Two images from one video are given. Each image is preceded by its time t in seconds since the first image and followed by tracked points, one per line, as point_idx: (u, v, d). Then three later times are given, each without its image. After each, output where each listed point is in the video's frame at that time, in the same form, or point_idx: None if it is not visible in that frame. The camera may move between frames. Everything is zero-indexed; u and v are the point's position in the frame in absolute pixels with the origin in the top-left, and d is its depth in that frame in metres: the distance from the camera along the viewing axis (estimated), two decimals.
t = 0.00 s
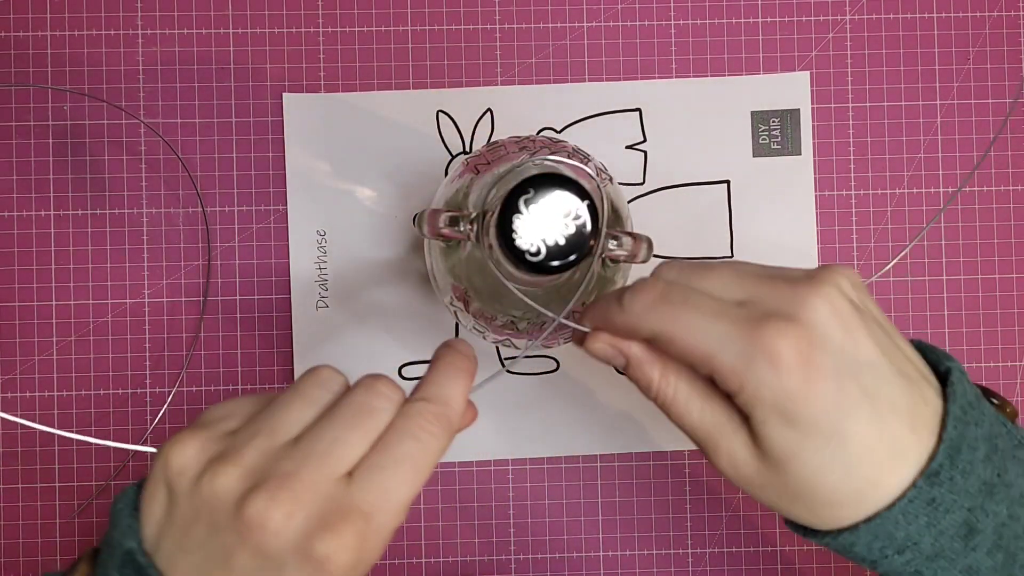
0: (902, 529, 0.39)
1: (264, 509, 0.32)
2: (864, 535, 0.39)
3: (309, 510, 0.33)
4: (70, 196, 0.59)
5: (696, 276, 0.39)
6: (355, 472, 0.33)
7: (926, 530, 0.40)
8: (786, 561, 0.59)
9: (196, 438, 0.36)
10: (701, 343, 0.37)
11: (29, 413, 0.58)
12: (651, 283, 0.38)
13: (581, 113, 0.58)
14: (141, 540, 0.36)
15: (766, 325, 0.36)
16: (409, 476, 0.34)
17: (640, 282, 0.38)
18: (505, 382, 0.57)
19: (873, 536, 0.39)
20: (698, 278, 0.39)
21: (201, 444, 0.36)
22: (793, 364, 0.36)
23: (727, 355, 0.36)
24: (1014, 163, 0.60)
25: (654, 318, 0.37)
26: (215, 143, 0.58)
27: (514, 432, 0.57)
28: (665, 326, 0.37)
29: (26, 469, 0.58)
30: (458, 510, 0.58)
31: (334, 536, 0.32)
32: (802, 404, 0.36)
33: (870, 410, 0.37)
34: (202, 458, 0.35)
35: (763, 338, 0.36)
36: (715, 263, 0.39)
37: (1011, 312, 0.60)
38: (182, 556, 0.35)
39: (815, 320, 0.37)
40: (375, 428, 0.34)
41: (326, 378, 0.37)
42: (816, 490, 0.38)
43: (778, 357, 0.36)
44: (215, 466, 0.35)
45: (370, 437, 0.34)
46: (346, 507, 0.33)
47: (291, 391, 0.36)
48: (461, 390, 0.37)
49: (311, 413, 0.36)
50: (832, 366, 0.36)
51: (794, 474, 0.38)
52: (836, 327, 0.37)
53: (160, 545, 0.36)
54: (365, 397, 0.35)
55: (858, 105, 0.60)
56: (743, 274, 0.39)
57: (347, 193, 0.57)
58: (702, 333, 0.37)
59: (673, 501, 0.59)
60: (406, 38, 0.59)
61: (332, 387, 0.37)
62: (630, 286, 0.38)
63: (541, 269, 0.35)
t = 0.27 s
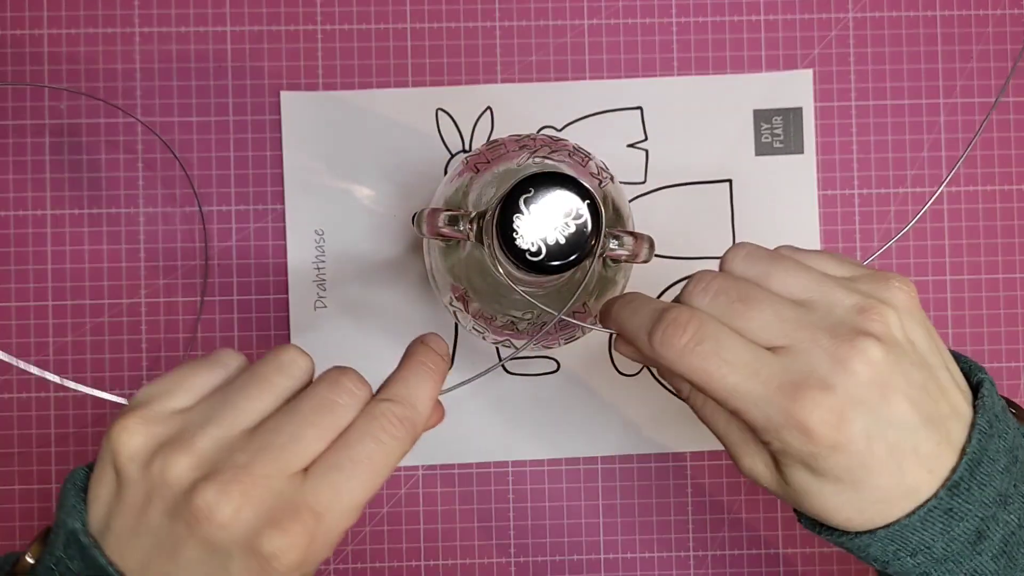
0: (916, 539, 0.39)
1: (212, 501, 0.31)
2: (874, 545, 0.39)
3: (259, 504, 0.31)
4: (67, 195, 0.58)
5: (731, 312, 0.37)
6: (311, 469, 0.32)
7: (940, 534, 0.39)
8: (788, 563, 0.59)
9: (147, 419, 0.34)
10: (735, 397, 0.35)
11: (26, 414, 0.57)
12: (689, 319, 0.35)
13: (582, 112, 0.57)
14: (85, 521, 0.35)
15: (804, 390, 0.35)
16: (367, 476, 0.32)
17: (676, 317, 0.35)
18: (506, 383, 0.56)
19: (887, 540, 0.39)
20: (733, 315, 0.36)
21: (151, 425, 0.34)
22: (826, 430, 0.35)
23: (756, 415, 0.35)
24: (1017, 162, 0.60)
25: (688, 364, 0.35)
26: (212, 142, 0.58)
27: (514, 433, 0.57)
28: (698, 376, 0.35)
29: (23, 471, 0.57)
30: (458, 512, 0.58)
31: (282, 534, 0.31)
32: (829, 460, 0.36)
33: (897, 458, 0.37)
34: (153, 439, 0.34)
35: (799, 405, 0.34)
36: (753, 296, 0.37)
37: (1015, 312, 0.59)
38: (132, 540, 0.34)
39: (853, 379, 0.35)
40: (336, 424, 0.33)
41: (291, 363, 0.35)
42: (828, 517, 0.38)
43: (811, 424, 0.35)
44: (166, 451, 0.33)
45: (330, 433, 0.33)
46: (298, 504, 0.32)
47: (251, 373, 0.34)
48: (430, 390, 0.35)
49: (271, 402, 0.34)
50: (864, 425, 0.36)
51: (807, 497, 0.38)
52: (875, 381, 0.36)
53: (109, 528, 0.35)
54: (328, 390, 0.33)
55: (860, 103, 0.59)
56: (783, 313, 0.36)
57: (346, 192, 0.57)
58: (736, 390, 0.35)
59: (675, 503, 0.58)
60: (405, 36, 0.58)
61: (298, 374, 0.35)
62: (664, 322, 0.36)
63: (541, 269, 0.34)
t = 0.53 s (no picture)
0: (933, 509, 0.40)
1: (181, 449, 0.34)
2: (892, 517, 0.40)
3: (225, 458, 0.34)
4: (67, 195, 0.58)
5: (743, 295, 0.37)
6: (280, 433, 0.34)
7: (955, 503, 0.40)
8: (788, 563, 0.59)
9: (128, 360, 0.36)
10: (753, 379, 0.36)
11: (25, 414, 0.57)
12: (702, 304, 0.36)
13: (582, 112, 0.57)
14: (36, 460, 0.38)
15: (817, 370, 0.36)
16: (332, 447, 0.35)
17: (689, 303, 0.36)
18: (506, 383, 0.57)
19: (905, 511, 0.39)
20: (745, 297, 0.37)
21: (130, 366, 0.36)
22: (841, 407, 0.36)
23: (774, 395, 0.36)
24: (1017, 162, 0.60)
25: (705, 348, 0.36)
26: (212, 142, 0.58)
27: (515, 432, 0.57)
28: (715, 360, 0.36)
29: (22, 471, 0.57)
30: (458, 512, 0.58)
31: (242, 492, 0.34)
32: (845, 435, 0.37)
33: (907, 431, 0.38)
34: (131, 381, 0.36)
35: (816, 384, 0.36)
36: (764, 280, 0.37)
37: (1015, 312, 0.59)
38: (97, 478, 0.37)
39: (865, 356, 0.37)
40: (309, 391, 0.35)
41: (273, 322, 0.36)
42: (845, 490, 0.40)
43: (827, 402, 0.36)
44: (143, 396, 0.35)
45: (303, 398, 0.35)
46: (262, 463, 0.34)
47: (236, 328, 0.36)
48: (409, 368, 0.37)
49: (249, 359, 0.36)
50: (877, 401, 0.37)
51: (827, 474, 0.39)
52: (885, 359, 0.37)
53: (74, 459, 0.37)
54: (306, 357, 0.35)
55: (860, 103, 0.59)
56: (795, 295, 0.37)
57: (346, 192, 0.57)
58: (754, 374, 0.36)
59: (675, 503, 0.58)
60: (405, 36, 0.58)
61: (281, 335, 0.36)
62: (678, 307, 0.36)
63: (543, 269, 0.34)
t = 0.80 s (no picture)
0: (905, 491, 0.40)
1: (174, 427, 0.32)
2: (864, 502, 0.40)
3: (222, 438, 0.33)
4: (67, 195, 0.58)
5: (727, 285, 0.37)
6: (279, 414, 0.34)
7: (926, 484, 0.40)
8: (788, 563, 0.59)
9: (108, 330, 0.34)
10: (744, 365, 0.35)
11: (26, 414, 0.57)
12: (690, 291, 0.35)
13: (582, 112, 0.57)
14: None
15: (806, 355, 0.35)
16: (331, 433, 0.34)
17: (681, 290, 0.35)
18: (505, 383, 0.57)
19: (879, 496, 0.40)
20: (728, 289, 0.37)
21: (115, 338, 0.34)
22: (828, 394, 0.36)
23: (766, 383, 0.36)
24: (1017, 162, 0.60)
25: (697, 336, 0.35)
26: (212, 142, 0.58)
27: (515, 432, 0.57)
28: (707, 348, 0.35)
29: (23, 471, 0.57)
30: (458, 512, 0.58)
31: (235, 475, 0.33)
32: (831, 424, 0.37)
33: (885, 421, 0.38)
34: (111, 355, 0.34)
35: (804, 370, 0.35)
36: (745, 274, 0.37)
37: (1015, 313, 0.59)
38: (61, 464, 0.33)
39: (845, 345, 0.37)
40: (309, 371, 0.35)
41: (267, 300, 0.36)
42: (823, 481, 0.39)
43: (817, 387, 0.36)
44: (128, 369, 0.33)
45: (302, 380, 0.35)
46: (261, 444, 0.33)
47: (229, 302, 0.35)
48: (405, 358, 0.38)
49: (243, 337, 0.35)
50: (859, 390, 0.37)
51: (811, 463, 0.39)
52: (865, 349, 0.37)
53: (31, 442, 0.33)
54: (306, 337, 0.35)
55: (860, 103, 0.59)
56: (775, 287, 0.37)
57: (346, 192, 0.57)
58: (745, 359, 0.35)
59: (675, 503, 0.58)
60: (405, 36, 0.58)
61: (276, 314, 0.36)
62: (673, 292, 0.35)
63: (542, 268, 0.34)
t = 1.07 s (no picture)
0: (923, 498, 0.40)
1: (158, 393, 0.32)
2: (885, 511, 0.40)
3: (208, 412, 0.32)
4: (67, 195, 0.58)
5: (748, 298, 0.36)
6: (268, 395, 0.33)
7: (944, 489, 0.40)
8: (788, 563, 0.59)
9: (98, 298, 0.34)
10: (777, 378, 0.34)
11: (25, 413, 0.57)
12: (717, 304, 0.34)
13: (582, 112, 0.57)
14: None
15: (832, 360, 0.35)
16: (322, 418, 0.33)
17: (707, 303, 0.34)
18: (505, 384, 0.57)
19: (901, 504, 0.40)
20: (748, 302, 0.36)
21: (96, 302, 0.34)
22: (859, 405, 0.35)
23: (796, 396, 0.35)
24: (1017, 162, 0.60)
25: (727, 350, 0.33)
26: (212, 142, 0.58)
27: (515, 432, 0.57)
28: (739, 363, 0.34)
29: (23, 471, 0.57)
30: (458, 512, 0.58)
31: (217, 450, 0.32)
32: (862, 434, 0.36)
33: (908, 426, 0.38)
34: (93, 316, 0.34)
35: (835, 380, 0.35)
36: (763, 286, 0.36)
37: (1015, 313, 0.59)
38: (35, 429, 0.33)
39: (869, 349, 0.36)
40: (299, 355, 0.34)
41: (259, 287, 0.36)
42: (849, 492, 0.39)
43: (847, 396, 0.35)
44: (113, 333, 0.33)
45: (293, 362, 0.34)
46: (246, 422, 0.32)
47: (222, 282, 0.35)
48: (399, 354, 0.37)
49: (235, 316, 0.35)
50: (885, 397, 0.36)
51: (833, 473, 0.38)
52: (890, 354, 0.37)
53: None
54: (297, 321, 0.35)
55: (861, 103, 0.59)
56: (796, 298, 0.36)
57: (346, 192, 0.57)
58: (778, 373, 0.34)
59: (675, 503, 0.58)
60: (405, 36, 0.58)
61: (268, 298, 0.36)
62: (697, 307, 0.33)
63: (542, 269, 0.34)
